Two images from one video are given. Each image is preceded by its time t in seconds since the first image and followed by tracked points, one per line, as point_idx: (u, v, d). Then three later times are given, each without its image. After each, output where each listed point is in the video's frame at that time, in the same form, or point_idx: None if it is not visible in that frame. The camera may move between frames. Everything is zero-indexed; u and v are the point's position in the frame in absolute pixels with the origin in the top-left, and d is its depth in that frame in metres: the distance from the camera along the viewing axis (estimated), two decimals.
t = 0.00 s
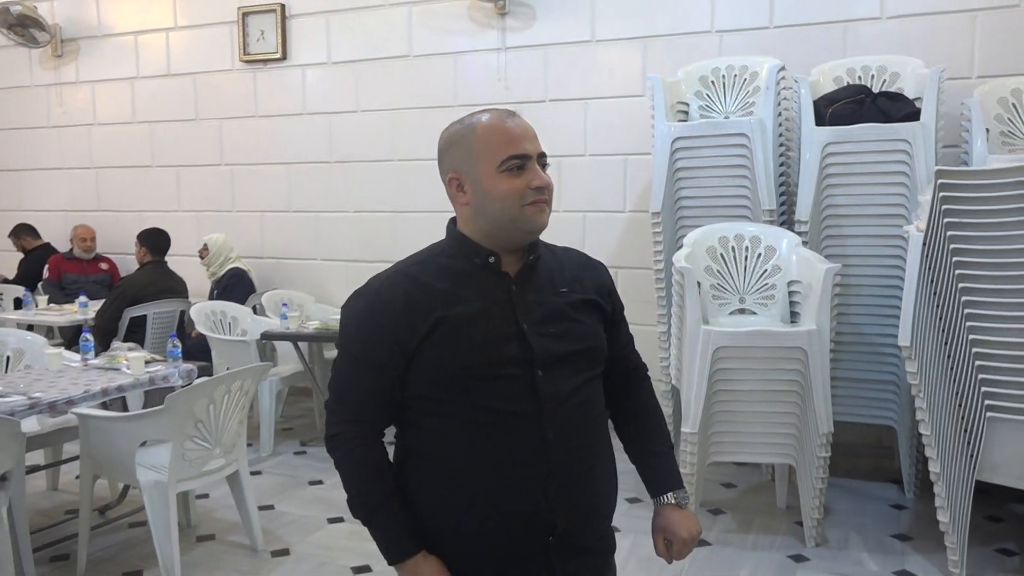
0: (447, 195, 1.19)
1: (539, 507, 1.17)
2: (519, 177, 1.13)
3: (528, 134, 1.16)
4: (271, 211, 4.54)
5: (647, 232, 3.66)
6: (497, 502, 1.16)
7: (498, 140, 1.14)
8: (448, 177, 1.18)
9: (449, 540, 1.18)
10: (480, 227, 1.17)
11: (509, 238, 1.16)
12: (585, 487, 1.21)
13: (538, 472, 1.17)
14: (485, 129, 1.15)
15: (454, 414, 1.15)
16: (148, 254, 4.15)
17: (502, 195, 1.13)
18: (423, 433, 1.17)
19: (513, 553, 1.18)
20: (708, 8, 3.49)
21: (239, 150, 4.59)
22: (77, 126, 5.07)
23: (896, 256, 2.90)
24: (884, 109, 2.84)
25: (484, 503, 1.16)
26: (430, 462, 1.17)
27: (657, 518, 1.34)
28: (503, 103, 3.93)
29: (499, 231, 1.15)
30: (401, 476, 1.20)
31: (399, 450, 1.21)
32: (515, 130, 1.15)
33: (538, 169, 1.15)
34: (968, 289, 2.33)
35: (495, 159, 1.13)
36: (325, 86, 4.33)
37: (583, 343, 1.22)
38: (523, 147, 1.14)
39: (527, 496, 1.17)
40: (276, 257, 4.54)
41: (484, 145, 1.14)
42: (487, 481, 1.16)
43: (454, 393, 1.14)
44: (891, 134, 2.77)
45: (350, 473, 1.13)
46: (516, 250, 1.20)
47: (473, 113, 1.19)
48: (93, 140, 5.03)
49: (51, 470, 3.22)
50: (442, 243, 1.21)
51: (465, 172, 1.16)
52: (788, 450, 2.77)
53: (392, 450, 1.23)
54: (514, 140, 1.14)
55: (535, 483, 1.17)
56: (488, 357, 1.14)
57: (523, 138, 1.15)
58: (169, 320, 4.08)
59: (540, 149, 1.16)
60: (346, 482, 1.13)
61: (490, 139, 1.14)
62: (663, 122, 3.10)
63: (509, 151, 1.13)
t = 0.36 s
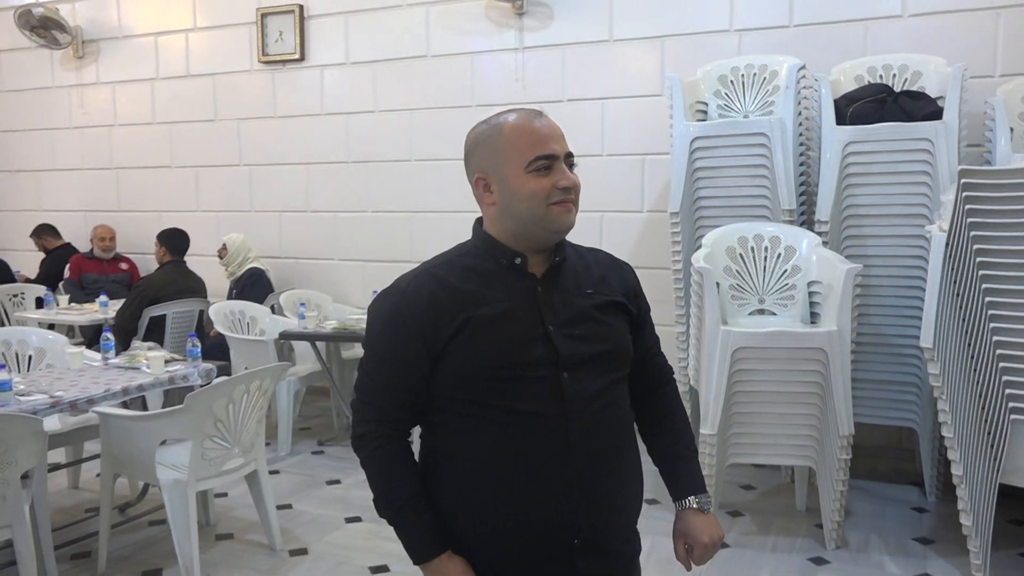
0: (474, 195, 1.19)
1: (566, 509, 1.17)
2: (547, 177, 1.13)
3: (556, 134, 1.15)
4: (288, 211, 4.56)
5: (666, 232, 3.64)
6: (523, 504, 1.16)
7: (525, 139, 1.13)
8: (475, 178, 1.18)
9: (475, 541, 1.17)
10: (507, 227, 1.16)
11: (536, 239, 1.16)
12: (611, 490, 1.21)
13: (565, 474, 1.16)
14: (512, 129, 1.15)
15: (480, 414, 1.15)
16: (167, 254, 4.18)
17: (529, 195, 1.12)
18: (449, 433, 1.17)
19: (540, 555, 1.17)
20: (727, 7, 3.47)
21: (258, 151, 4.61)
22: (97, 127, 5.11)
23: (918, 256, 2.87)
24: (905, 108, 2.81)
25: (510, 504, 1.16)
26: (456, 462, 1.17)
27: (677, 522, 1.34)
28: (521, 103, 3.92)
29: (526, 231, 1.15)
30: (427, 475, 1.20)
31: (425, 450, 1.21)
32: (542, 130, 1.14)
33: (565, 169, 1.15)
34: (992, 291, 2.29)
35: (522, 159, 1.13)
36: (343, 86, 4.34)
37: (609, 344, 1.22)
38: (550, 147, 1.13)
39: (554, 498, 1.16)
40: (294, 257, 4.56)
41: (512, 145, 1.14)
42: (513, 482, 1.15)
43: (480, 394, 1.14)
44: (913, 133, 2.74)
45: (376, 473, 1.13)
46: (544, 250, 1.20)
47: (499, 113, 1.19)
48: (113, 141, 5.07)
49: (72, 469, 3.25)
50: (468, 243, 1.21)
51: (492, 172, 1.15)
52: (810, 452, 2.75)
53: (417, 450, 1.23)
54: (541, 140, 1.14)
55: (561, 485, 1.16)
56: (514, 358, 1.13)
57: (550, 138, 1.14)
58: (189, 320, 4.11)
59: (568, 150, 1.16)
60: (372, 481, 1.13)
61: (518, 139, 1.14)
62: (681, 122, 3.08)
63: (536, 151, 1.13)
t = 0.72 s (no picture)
0: (492, 196, 1.19)
1: (585, 511, 1.16)
2: (565, 177, 1.13)
3: (574, 134, 1.15)
4: (302, 212, 4.58)
5: (680, 232, 3.63)
6: (541, 505, 1.15)
7: (543, 140, 1.13)
8: (493, 178, 1.18)
9: (493, 544, 1.17)
10: (525, 228, 1.16)
11: (554, 239, 1.15)
12: (630, 491, 1.20)
13: (584, 476, 1.16)
14: (532, 129, 1.14)
15: (499, 415, 1.14)
16: (183, 254, 4.21)
17: (547, 195, 1.12)
18: (467, 435, 1.17)
19: (558, 556, 1.17)
20: (742, 6, 3.45)
21: (272, 151, 4.63)
22: (113, 128, 5.15)
23: (936, 255, 2.85)
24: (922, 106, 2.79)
25: (529, 506, 1.15)
26: (474, 463, 1.16)
27: (695, 522, 1.34)
28: (535, 103, 3.91)
29: (544, 232, 1.14)
30: (444, 477, 1.20)
31: (443, 452, 1.21)
32: (561, 130, 1.14)
33: (584, 170, 1.14)
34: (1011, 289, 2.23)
35: (541, 160, 1.13)
36: (357, 87, 4.35)
37: (627, 346, 1.21)
38: (569, 148, 1.13)
39: (572, 500, 1.16)
40: (308, 258, 4.58)
41: (530, 145, 1.14)
42: (531, 484, 1.15)
43: (499, 396, 1.14)
44: (931, 131, 2.72)
45: (394, 475, 1.13)
46: (561, 251, 1.19)
47: (517, 113, 1.19)
48: (129, 142, 5.11)
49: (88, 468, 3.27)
50: (485, 243, 1.21)
51: (510, 172, 1.15)
52: (827, 453, 2.73)
53: (434, 451, 1.23)
54: (559, 140, 1.14)
55: (579, 487, 1.16)
56: (532, 359, 1.13)
57: (569, 138, 1.14)
58: (204, 320, 4.14)
59: (587, 150, 1.15)
60: (390, 483, 1.13)
61: (536, 139, 1.14)
62: (695, 121, 3.07)
63: (555, 152, 1.12)
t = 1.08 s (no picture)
0: (503, 194, 1.18)
1: (599, 511, 1.16)
2: (577, 176, 1.12)
3: (587, 132, 1.15)
4: (313, 211, 4.58)
5: (692, 230, 3.61)
6: (556, 505, 1.15)
7: (556, 138, 1.13)
8: (504, 176, 1.17)
9: (507, 545, 1.17)
10: (537, 227, 1.15)
11: (566, 238, 1.15)
12: (644, 491, 1.20)
13: (598, 475, 1.16)
14: (544, 127, 1.14)
15: (512, 415, 1.14)
16: (195, 254, 4.22)
17: (559, 194, 1.11)
18: (480, 436, 1.17)
19: (573, 556, 1.17)
20: (753, 3, 3.44)
21: (283, 150, 4.64)
22: (125, 128, 5.17)
23: (950, 253, 2.83)
24: (936, 102, 2.77)
25: (542, 506, 1.15)
26: (487, 463, 1.16)
27: (707, 522, 1.33)
28: (545, 102, 3.90)
29: (557, 231, 1.14)
30: (457, 477, 1.20)
31: (455, 452, 1.21)
32: (574, 128, 1.14)
33: (596, 168, 1.14)
34: None
35: (553, 159, 1.12)
36: (367, 86, 4.35)
37: (640, 345, 1.21)
38: (582, 146, 1.12)
39: (586, 499, 1.15)
40: (319, 257, 4.58)
41: (542, 143, 1.13)
42: (545, 484, 1.15)
43: (512, 396, 1.14)
44: (944, 127, 2.70)
45: (406, 476, 1.13)
46: (574, 250, 1.19)
47: (528, 111, 1.18)
48: (140, 142, 5.13)
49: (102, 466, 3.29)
50: (496, 242, 1.20)
51: (522, 171, 1.15)
52: (840, 452, 2.71)
53: (446, 451, 1.22)
54: (572, 138, 1.13)
55: (594, 487, 1.16)
56: (545, 359, 1.13)
57: (581, 136, 1.13)
58: (216, 319, 4.15)
59: (599, 148, 1.15)
60: (402, 484, 1.13)
61: (548, 138, 1.13)
62: (707, 118, 3.06)
63: (567, 150, 1.12)
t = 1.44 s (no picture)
0: (517, 192, 1.18)
1: (617, 509, 1.16)
2: (591, 174, 1.12)
3: (601, 129, 1.14)
4: (327, 209, 4.60)
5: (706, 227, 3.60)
6: (574, 504, 1.15)
7: (570, 136, 1.12)
8: (518, 174, 1.17)
9: (524, 544, 1.17)
10: (551, 225, 1.15)
11: (581, 236, 1.14)
12: (662, 488, 1.20)
13: (616, 473, 1.15)
14: (558, 124, 1.13)
15: (528, 414, 1.14)
16: (209, 252, 4.25)
17: (574, 191, 1.11)
18: (496, 435, 1.17)
19: (590, 555, 1.16)
20: None
21: (296, 149, 4.66)
22: (139, 128, 5.20)
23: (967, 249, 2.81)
24: (953, 97, 2.75)
25: (560, 506, 1.15)
26: (504, 463, 1.16)
27: (723, 520, 1.33)
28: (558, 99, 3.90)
29: (571, 229, 1.14)
30: (473, 477, 1.20)
31: (472, 452, 1.21)
32: (588, 125, 1.13)
33: (610, 166, 1.13)
34: None
35: (567, 157, 1.12)
36: (379, 84, 4.36)
37: (656, 342, 1.20)
38: (596, 144, 1.12)
39: (604, 498, 1.15)
40: (333, 255, 4.60)
41: (557, 141, 1.13)
42: (562, 483, 1.14)
43: (528, 395, 1.14)
44: (961, 122, 2.68)
45: (423, 476, 1.13)
46: (588, 247, 1.18)
47: (542, 108, 1.18)
48: (154, 141, 5.15)
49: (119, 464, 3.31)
50: (510, 240, 1.20)
51: (536, 169, 1.14)
52: (856, 450, 2.70)
53: (462, 451, 1.23)
54: (586, 135, 1.13)
55: (611, 485, 1.15)
56: (562, 358, 1.12)
57: (596, 134, 1.13)
58: (230, 317, 4.17)
59: (613, 145, 1.14)
60: (419, 485, 1.13)
61: (562, 135, 1.13)
62: (720, 114, 3.04)
63: (581, 148, 1.11)
